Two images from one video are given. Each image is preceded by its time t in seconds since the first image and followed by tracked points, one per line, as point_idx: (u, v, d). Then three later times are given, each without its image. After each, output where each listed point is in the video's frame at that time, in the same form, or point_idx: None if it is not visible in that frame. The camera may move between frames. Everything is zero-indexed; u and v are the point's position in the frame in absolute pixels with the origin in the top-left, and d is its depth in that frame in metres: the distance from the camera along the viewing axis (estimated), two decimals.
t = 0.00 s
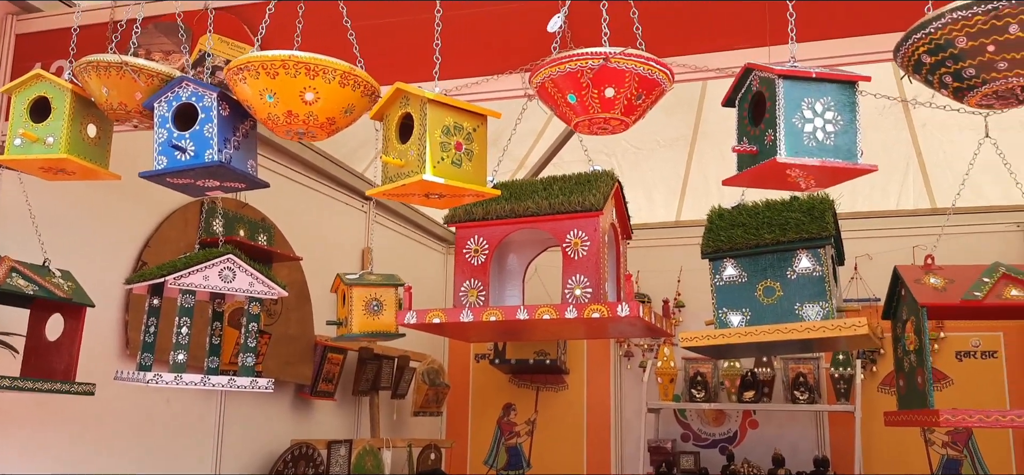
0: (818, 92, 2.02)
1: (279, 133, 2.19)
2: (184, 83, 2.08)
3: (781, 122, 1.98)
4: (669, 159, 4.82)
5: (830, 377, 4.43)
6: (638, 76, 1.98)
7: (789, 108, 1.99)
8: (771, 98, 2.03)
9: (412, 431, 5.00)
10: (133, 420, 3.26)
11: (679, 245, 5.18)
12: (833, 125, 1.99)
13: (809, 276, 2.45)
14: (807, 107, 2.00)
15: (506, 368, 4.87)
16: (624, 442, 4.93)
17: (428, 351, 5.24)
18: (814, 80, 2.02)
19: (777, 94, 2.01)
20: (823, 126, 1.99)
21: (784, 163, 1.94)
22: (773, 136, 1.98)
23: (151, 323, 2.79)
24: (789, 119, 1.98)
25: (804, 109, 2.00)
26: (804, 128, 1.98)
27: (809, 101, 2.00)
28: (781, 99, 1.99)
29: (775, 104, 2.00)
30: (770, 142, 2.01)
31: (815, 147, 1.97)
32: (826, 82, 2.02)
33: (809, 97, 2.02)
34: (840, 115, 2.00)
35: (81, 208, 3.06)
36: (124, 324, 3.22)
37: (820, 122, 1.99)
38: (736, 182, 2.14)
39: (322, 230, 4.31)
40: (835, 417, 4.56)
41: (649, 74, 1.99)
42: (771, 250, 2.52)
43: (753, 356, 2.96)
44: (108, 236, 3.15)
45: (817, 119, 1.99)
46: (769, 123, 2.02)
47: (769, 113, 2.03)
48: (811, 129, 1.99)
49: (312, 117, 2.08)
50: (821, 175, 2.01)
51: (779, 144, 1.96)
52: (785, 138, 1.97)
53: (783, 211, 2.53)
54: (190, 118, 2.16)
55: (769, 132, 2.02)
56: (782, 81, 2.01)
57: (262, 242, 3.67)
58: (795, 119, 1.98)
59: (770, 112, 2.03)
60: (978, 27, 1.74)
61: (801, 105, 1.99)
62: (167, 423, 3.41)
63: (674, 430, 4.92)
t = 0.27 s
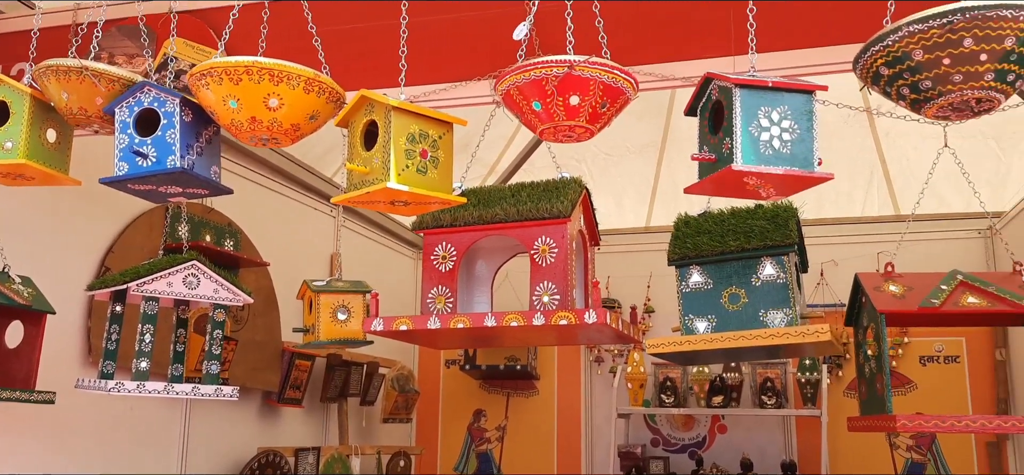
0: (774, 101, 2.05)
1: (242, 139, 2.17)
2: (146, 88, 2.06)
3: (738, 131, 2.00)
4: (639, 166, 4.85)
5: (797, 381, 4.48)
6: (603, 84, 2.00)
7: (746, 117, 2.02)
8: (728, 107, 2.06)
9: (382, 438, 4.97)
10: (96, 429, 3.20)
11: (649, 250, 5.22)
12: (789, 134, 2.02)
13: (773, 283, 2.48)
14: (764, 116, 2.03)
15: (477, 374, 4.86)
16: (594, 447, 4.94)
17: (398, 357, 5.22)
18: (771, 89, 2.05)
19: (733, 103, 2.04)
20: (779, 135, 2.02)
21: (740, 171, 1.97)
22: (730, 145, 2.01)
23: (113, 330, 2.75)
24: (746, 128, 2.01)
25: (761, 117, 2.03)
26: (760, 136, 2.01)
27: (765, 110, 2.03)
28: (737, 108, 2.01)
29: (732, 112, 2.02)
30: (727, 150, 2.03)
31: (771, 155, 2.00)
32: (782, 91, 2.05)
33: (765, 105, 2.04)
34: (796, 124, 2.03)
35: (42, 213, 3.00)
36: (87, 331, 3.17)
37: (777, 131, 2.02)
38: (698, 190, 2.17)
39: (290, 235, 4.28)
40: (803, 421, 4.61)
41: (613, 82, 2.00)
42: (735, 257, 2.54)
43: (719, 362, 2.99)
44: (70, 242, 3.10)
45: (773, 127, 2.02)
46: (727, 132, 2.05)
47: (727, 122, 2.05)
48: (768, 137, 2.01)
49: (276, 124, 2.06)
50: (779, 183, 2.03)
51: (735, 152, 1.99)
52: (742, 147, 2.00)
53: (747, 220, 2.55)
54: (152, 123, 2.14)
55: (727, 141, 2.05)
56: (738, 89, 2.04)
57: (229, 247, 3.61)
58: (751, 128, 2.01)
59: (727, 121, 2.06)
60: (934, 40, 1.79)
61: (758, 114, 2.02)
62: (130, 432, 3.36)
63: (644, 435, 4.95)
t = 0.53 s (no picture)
0: (752, 109, 2.07)
1: (226, 144, 2.17)
2: (129, 92, 2.06)
3: (714, 138, 2.03)
4: (626, 171, 4.87)
5: (782, 387, 4.49)
6: (584, 90, 2.01)
7: (722, 125, 2.04)
8: (705, 114, 2.08)
9: (367, 444, 4.96)
10: (77, 435, 3.18)
11: (635, 256, 5.24)
12: (766, 141, 2.04)
13: (756, 290, 2.49)
14: (741, 124, 2.05)
15: (463, 380, 4.85)
16: (580, 453, 4.95)
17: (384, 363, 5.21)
18: (748, 97, 2.08)
19: (710, 110, 2.07)
20: (756, 142, 2.04)
21: (716, 178, 1.99)
22: (707, 152, 2.03)
23: (95, 335, 2.73)
24: (722, 135, 2.03)
25: (737, 125, 2.05)
26: (737, 143, 2.04)
27: (742, 117, 2.06)
28: (714, 116, 2.04)
29: (709, 120, 2.05)
30: (704, 157, 2.06)
31: (748, 163, 2.03)
32: (760, 99, 2.07)
33: (743, 113, 2.07)
34: (773, 131, 2.05)
35: (25, 216, 2.98)
36: (69, 335, 3.14)
37: (754, 138, 2.04)
38: (679, 196, 2.18)
39: (276, 240, 4.27)
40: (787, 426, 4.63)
41: (594, 88, 2.02)
42: (717, 263, 2.56)
43: (703, 368, 3.00)
44: (53, 246, 3.08)
45: (750, 135, 2.05)
46: (704, 139, 2.07)
47: (704, 129, 2.08)
48: (744, 144, 2.04)
49: (260, 129, 2.06)
50: (758, 191, 2.06)
51: (712, 159, 2.02)
52: (718, 154, 2.02)
53: (732, 228, 2.57)
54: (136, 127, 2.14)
55: (704, 148, 2.07)
56: (715, 97, 2.07)
57: (214, 252, 3.63)
58: (728, 135, 2.04)
59: (704, 128, 2.09)
60: (914, 48, 1.80)
61: (735, 121, 2.05)
62: (112, 437, 3.34)
63: (630, 441, 4.96)
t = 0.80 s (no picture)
0: (729, 116, 2.09)
1: (204, 147, 2.15)
2: (107, 95, 2.04)
3: (692, 146, 2.05)
4: (609, 176, 4.88)
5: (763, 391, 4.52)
6: (564, 96, 2.01)
7: (700, 133, 2.06)
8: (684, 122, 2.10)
9: (348, 448, 4.94)
10: (54, 439, 3.14)
11: (617, 261, 5.26)
12: (744, 149, 2.06)
13: (734, 294, 2.51)
14: (719, 131, 2.07)
15: (445, 384, 4.84)
16: (562, 456, 4.96)
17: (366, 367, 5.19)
18: (726, 104, 2.09)
19: (689, 118, 2.08)
20: (734, 150, 2.06)
21: (694, 186, 2.01)
22: (685, 160, 2.05)
23: (73, 338, 2.71)
24: (700, 143, 2.05)
25: (716, 132, 2.07)
26: (715, 151, 2.05)
27: (720, 125, 2.07)
28: (692, 124, 2.06)
29: (687, 128, 2.06)
30: (683, 165, 2.07)
31: (726, 170, 2.04)
32: (737, 106, 2.09)
33: (721, 121, 2.08)
34: (751, 139, 2.07)
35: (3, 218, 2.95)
36: (47, 339, 3.12)
37: (731, 146, 2.06)
38: (659, 203, 2.20)
39: (258, 243, 4.25)
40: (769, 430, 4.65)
41: (574, 93, 2.03)
42: (696, 268, 2.57)
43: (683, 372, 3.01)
44: (31, 248, 3.05)
45: (728, 143, 2.06)
46: (683, 147, 2.09)
47: (683, 137, 2.10)
48: (722, 152, 2.06)
49: (239, 131, 2.05)
50: (736, 197, 2.08)
51: (690, 167, 2.03)
52: (697, 162, 2.04)
53: (711, 233, 2.58)
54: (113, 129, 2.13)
55: (683, 156, 2.09)
56: (694, 105, 2.08)
57: (194, 255, 3.59)
58: (706, 143, 2.05)
59: (683, 136, 2.10)
60: (890, 56, 1.82)
61: (713, 129, 2.06)
62: (90, 442, 3.30)
63: (612, 444, 4.97)
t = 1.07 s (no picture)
0: (707, 124, 2.10)
1: (180, 150, 2.14)
2: (80, 96, 2.04)
3: (670, 155, 2.06)
4: (589, 180, 4.89)
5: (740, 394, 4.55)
6: (542, 102, 2.02)
7: (678, 141, 2.07)
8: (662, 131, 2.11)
9: (326, 452, 4.91)
10: (26, 443, 3.11)
11: (596, 264, 5.28)
12: (721, 156, 2.07)
13: (711, 299, 2.53)
14: (696, 139, 2.08)
15: (424, 387, 4.84)
16: (541, 460, 4.96)
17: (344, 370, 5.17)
18: (702, 112, 2.11)
19: (666, 127, 2.09)
20: (711, 157, 2.07)
21: (672, 195, 2.02)
22: (663, 169, 2.06)
23: (46, 342, 2.67)
24: (677, 151, 2.06)
25: (693, 140, 2.08)
26: (692, 159, 2.07)
27: (697, 133, 2.08)
28: (669, 132, 2.07)
29: (664, 137, 2.08)
30: (661, 174, 2.09)
31: (703, 178, 2.05)
32: (714, 114, 2.10)
33: (698, 128, 2.09)
34: (727, 146, 2.08)
35: None
36: (20, 341, 3.08)
37: (708, 153, 2.07)
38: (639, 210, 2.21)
39: (235, 245, 4.22)
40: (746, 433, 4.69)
41: (552, 100, 2.03)
42: (674, 273, 2.59)
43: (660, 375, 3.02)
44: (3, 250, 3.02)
45: (705, 150, 2.07)
46: (662, 155, 2.10)
47: (661, 146, 2.11)
48: (700, 160, 2.07)
49: (214, 135, 2.04)
50: (715, 204, 2.09)
51: (667, 176, 2.05)
52: (674, 170, 2.05)
53: (687, 237, 2.60)
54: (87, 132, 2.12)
55: (661, 164, 2.10)
56: (671, 114, 2.09)
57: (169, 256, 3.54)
58: (683, 151, 2.07)
59: (661, 144, 2.11)
60: (861, 66, 1.85)
61: (690, 137, 2.07)
62: (63, 446, 3.27)
63: (591, 448, 4.98)
